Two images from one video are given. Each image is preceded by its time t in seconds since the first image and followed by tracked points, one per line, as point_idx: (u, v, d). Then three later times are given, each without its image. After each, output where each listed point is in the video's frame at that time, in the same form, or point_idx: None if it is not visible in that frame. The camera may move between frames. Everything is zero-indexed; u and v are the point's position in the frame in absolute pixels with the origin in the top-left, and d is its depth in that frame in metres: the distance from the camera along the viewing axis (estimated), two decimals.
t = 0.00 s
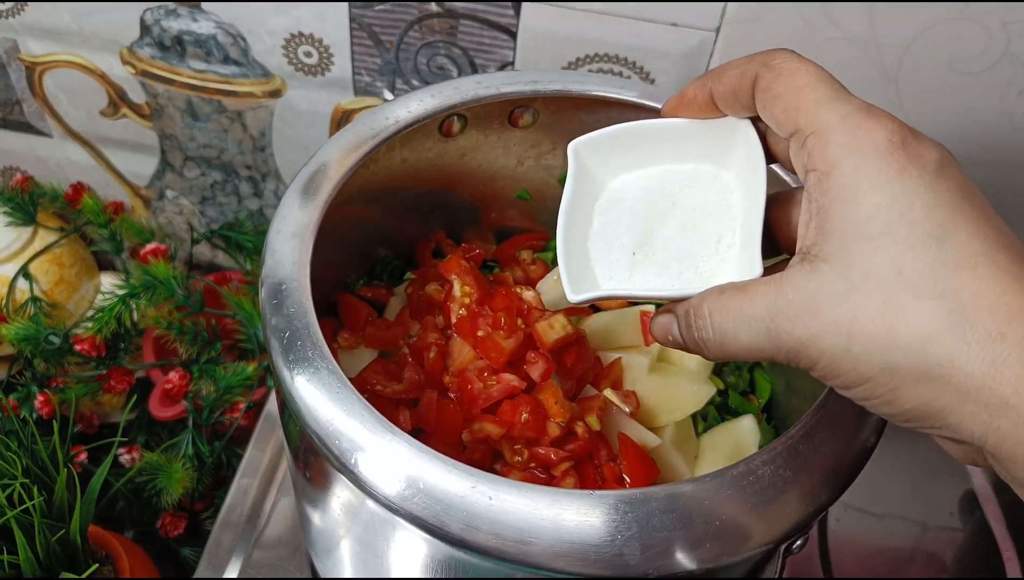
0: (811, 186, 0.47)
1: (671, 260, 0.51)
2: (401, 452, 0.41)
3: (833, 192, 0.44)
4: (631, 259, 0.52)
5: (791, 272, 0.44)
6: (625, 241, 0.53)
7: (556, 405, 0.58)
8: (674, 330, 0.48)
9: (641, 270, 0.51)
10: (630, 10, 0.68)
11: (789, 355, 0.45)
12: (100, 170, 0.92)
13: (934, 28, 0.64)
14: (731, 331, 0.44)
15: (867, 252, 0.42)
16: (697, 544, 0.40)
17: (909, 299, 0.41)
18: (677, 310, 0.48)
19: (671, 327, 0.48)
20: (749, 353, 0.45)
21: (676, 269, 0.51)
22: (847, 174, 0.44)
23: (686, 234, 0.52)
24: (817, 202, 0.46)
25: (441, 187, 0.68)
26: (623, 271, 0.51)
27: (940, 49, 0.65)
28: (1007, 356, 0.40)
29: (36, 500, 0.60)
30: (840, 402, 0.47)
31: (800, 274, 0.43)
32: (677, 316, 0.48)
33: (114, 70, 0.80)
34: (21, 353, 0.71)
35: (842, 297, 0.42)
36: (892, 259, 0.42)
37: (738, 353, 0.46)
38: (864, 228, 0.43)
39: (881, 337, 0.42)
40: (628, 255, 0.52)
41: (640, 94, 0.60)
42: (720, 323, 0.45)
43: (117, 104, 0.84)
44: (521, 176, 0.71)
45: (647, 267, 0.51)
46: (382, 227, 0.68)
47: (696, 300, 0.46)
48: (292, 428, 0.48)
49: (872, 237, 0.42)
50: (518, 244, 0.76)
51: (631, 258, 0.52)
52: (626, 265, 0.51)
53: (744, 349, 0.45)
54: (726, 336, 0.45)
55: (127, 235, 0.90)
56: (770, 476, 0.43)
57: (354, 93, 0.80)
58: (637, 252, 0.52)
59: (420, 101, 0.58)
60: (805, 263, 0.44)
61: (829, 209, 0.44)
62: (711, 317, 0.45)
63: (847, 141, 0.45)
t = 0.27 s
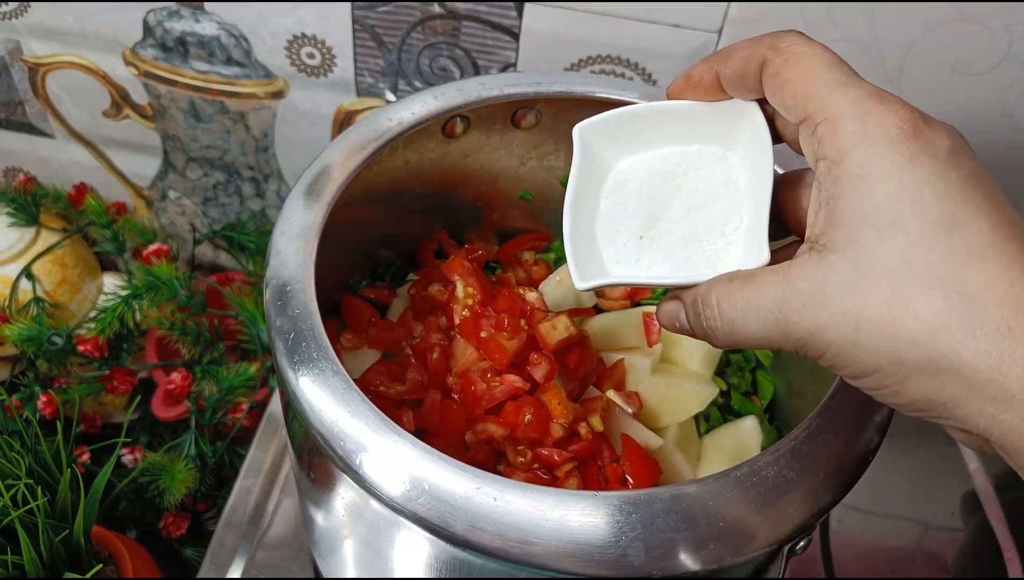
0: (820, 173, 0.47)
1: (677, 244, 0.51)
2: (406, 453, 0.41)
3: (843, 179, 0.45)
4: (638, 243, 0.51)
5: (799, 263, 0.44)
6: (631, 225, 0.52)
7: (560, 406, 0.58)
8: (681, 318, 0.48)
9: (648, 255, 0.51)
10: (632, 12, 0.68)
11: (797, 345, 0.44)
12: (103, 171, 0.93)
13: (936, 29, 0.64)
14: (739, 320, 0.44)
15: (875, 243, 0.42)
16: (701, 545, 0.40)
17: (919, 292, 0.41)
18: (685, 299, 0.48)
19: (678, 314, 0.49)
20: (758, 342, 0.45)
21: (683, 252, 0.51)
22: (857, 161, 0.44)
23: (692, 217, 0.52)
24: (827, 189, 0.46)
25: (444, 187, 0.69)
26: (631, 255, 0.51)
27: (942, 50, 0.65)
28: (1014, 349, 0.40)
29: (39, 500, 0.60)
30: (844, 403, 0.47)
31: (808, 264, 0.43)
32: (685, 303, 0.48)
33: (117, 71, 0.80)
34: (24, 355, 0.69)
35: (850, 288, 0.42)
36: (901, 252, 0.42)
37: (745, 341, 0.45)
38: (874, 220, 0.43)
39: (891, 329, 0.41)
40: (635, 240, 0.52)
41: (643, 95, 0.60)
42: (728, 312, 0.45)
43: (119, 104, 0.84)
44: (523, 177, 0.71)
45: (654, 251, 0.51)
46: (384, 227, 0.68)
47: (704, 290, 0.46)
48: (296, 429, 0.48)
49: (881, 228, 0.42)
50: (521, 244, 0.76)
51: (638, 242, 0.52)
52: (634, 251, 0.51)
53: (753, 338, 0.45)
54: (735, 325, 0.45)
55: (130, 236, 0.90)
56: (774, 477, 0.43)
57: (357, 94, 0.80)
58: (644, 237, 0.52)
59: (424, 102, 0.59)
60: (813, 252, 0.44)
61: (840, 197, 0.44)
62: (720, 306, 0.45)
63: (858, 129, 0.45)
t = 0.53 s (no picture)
0: (828, 139, 0.46)
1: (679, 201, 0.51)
2: (410, 453, 0.41)
3: (850, 145, 0.44)
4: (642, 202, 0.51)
5: (805, 226, 0.44)
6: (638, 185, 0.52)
7: (561, 407, 0.59)
8: (681, 279, 0.48)
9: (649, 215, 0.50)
10: (634, 14, 0.68)
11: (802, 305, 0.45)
12: (106, 172, 0.93)
13: (935, 32, 0.64)
14: (745, 280, 0.44)
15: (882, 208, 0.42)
16: (703, 544, 0.41)
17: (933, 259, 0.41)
18: (686, 263, 0.47)
19: (676, 275, 0.48)
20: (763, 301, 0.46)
21: (684, 210, 0.50)
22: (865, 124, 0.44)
23: (696, 177, 0.52)
24: (834, 156, 0.45)
25: (446, 189, 0.69)
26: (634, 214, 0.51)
27: (941, 53, 0.65)
28: (1016, 316, 0.41)
29: (43, 501, 0.60)
30: (845, 403, 0.47)
31: (816, 229, 0.43)
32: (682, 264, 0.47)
33: (119, 72, 0.81)
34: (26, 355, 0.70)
35: (856, 252, 0.42)
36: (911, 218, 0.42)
37: (750, 299, 0.46)
38: (886, 188, 0.43)
39: (897, 295, 0.42)
40: (638, 200, 0.52)
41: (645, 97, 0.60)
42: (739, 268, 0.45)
43: (122, 106, 0.85)
44: (525, 178, 0.71)
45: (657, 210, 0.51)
46: (386, 229, 0.68)
47: (710, 250, 0.45)
48: (300, 429, 0.48)
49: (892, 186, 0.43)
50: (522, 246, 0.77)
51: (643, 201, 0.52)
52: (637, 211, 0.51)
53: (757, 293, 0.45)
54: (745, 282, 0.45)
55: (132, 237, 0.90)
56: (775, 477, 0.43)
57: (359, 95, 0.80)
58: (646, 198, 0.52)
59: (426, 104, 0.59)
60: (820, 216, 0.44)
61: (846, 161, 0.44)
62: (724, 267, 0.45)
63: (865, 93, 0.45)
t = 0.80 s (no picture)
0: (939, 40, 0.46)
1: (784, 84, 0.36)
2: (410, 449, 0.42)
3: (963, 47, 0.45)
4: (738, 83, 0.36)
5: (905, 130, 0.46)
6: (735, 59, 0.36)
7: (560, 405, 0.59)
8: (774, 172, 0.48)
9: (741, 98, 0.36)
10: (633, 16, 0.68)
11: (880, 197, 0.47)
12: (106, 171, 0.93)
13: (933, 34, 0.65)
14: (840, 180, 0.46)
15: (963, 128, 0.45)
16: (701, 541, 0.41)
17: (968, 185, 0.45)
18: (784, 155, 0.47)
19: (768, 168, 0.48)
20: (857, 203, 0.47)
21: (785, 98, 0.36)
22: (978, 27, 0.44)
23: (806, 50, 0.35)
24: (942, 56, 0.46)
25: (446, 188, 0.69)
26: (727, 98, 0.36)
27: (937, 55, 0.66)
28: None
29: (45, 498, 0.61)
30: (843, 401, 0.47)
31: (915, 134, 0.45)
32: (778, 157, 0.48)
33: (121, 72, 0.81)
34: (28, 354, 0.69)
35: (956, 163, 0.45)
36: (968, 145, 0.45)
37: (841, 196, 0.48)
38: (981, 102, 0.45)
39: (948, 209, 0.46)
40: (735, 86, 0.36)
41: (642, 98, 0.61)
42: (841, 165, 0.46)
43: (123, 106, 0.85)
44: (525, 178, 0.71)
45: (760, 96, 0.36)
46: (387, 228, 0.68)
47: (811, 143, 0.46)
48: (301, 426, 0.48)
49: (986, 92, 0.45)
50: (522, 245, 0.77)
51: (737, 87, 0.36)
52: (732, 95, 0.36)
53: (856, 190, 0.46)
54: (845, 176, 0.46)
55: (133, 235, 0.91)
56: (772, 474, 0.43)
57: (359, 96, 0.80)
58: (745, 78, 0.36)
59: (426, 104, 0.59)
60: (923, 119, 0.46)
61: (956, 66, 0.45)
62: (823, 158, 0.46)
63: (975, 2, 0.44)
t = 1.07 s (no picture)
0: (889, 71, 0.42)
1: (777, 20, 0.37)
2: (407, 447, 0.42)
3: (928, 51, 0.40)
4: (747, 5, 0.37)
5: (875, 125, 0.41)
6: None
7: (558, 403, 0.59)
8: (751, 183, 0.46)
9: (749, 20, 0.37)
10: (631, 16, 0.69)
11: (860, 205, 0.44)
12: (106, 172, 0.94)
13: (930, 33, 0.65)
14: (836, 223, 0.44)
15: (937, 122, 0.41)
16: (696, 537, 0.41)
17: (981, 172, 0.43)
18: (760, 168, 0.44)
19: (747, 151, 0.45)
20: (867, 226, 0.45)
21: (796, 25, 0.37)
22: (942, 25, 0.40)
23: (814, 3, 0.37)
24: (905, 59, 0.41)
25: (444, 188, 0.69)
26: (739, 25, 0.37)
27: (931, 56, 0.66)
28: None
29: (45, 496, 0.61)
30: (837, 398, 0.47)
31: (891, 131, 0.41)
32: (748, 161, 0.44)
33: (121, 73, 0.81)
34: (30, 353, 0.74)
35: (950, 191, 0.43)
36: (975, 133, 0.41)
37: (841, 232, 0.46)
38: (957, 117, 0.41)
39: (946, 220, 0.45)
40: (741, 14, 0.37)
41: (639, 98, 0.61)
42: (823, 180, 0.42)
43: (123, 106, 0.85)
44: (522, 178, 0.72)
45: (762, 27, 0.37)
46: (385, 227, 0.68)
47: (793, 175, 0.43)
48: (300, 425, 0.49)
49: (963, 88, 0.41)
50: (520, 245, 0.77)
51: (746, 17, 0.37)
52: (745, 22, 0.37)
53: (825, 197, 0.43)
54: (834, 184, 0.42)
55: (133, 236, 0.91)
56: (767, 471, 0.44)
57: (358, 96, 0.81)
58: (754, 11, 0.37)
59: (424, 105, 0.60)
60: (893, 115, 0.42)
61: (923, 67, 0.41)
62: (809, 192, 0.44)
63: None
